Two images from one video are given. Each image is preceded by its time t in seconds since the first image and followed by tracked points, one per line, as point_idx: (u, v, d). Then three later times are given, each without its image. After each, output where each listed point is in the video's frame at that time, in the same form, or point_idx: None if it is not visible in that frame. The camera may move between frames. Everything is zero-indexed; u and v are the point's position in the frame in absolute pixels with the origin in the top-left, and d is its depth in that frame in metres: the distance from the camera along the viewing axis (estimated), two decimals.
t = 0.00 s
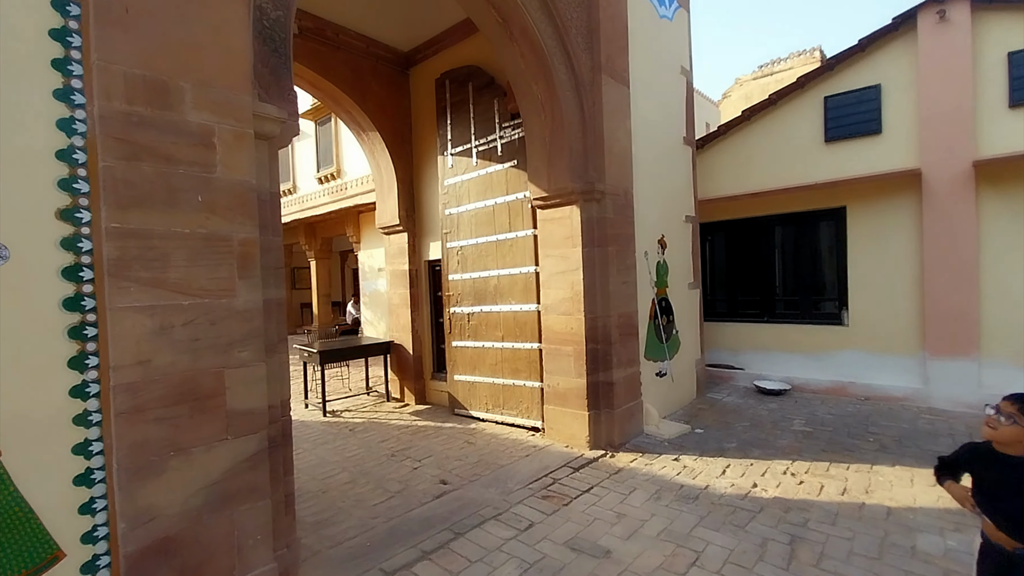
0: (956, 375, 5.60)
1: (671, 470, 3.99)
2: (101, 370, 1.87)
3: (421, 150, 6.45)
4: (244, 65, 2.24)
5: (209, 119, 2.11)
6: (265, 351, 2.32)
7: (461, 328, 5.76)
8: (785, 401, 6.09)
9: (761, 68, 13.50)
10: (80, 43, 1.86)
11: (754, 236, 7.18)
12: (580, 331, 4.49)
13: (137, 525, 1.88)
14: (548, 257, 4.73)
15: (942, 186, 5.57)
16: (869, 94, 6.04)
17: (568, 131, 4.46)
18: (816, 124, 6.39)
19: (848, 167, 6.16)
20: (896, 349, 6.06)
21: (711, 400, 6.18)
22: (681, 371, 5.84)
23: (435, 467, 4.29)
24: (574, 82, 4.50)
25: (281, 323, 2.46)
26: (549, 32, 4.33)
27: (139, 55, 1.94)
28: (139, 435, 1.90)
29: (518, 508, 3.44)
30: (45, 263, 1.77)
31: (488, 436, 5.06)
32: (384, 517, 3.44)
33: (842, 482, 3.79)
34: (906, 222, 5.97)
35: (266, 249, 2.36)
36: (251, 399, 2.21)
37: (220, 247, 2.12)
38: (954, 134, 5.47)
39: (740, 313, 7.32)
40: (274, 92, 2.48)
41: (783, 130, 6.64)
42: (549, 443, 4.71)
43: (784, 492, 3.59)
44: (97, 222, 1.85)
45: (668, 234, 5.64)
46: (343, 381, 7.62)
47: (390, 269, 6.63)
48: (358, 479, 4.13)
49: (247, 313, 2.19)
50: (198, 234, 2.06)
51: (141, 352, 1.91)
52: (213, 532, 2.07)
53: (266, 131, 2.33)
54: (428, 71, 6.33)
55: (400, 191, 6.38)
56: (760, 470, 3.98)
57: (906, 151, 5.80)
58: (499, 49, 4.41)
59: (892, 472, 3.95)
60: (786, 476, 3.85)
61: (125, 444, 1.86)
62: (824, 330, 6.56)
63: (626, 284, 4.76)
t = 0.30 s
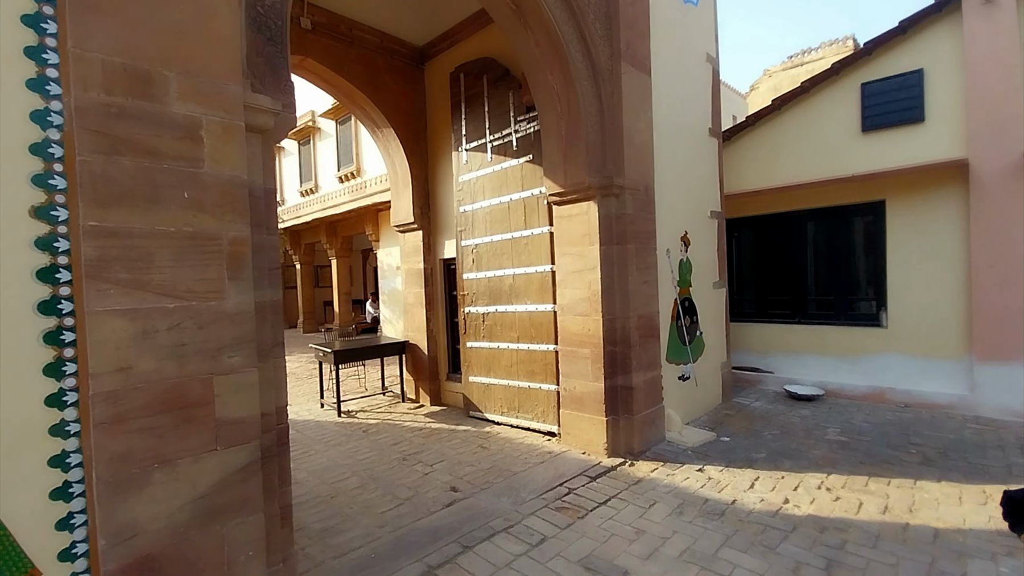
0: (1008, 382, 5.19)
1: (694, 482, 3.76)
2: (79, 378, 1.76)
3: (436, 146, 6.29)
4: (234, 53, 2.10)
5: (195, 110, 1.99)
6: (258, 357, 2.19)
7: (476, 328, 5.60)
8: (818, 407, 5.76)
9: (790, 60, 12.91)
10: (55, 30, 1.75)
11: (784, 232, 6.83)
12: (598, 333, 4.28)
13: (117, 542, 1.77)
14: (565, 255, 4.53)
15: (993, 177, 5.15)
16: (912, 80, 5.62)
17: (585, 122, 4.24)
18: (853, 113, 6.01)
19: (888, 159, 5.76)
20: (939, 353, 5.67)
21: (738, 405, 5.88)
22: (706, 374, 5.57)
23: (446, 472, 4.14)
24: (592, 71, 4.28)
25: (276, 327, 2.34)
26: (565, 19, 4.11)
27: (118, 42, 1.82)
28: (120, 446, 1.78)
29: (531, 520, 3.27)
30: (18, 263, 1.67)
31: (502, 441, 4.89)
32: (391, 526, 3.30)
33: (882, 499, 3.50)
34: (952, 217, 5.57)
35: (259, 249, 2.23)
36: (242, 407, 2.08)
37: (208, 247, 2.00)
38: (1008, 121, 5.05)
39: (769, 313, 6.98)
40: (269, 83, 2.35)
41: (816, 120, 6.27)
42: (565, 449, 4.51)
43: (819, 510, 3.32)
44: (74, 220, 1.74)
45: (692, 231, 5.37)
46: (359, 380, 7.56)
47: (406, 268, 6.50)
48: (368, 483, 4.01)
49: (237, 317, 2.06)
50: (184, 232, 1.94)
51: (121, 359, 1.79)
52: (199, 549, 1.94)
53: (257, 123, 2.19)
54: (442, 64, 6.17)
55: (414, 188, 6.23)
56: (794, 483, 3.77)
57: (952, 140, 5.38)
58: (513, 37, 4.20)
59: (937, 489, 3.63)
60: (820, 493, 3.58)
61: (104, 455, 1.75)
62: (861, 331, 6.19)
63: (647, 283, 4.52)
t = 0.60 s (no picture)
0: None
1: (722, 491, 3.51)
2: (52, 376, 1.63)
3: (450, 137, 6.10)
4: (223, 25, 1.95)
5: (179, 86, 1.84)
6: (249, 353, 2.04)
7: (490, 325, 5.42)
8: (853, 411, 5.42)
9: (818, 49, 12.28)
10: None
11: (816, 225, 6.51)
12: (618, 331, 4.04)
13: (92, 553, 1.63)
14: (583, 248, 4.30)
15: None
16: (957, 60, 5.23)
17: (604, 107, 4.01)
18: (892, 97, 5.64)
19: (931, 146, 5.35)
20: (987, 355, 5.32)
21: (767, 407, 5.58)
22: (732, 375, 5.28)
23: (458, 475, 3.96)
24: (612, 53, 4.05)
25: (271, 321, 2.18)
26: None
27: (94, 11, 1.68)
28: (96, 450, 1.65)
29: (545, 529, 3.07)
30: None
31: (517, 442, 4.69)
32: (398, 532, 3.14)
33: (929, 512, 3.21)
34: (1003, 208, 5.20)
35: (251, 237, 2.07)
36: (231, 409, 1.93)
37: (193, 234, 1.85)
38: None
39: (800, 311, 6.66)
40: (264, 61, 2.20)
41: (852, 105, 5.91)
42: (583, 452, 4.29)
43: (860, 525, 3.06)
44: (46, 204, 1.61)
45: (718, 224, 5.08)
46: (374, 377, 7.44)
47: (420, 263, 6.35)
48: (377, 485, 3.85)
49: (226, 310, 1.91)
50: (167, 218, 1.79)
51: (97, 356, 1.65)
52: (184, 561, 1.80)
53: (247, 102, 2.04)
54: (457, 53, 5.98)
55: (428, 182, 6.06)
56: (831, 493, 3.50)
57: (1002, 123, 4.97)
58: (528, 19, 3.99)
59: (992, 502, 3.32)
60: (862, 505, 3.32)
61: (77, 460, 1.61)
62: (900, 330, 5.83)
63: (670, 278, 4.26)
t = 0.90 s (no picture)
0: None
1: (751, 508, 3.26)
2: (11, 392, 1.47)
3: (461, 132, 5.89)
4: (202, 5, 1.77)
5: (153, 72, 1.67)
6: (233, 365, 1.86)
7: (503, 326, 5.22)
8: (890, 419, 5.08)
9: (845, 39, 11.65)
10: None
11: (848, 221, 6.18)
12: (637, 334, 3.80)
13: None
14: (601, 247, 4.06)
15: None
16: (1003, 42, 4.86)
17: (623, 97, 3.77)
18: (932, 83, 5.27)
19: (974, 135, 4.97)
20: None
21: (796, 414, 5.27)
22: (759, 380, 4.99)
23: (469, 485, 3.77)
24: (631, 38, 3.80)
25: (259, 329, 2.00)
26: None
27: None
28: (60, 474, 1.49)
29: (560, 549, 2.86)
30: None
31: (531, 449, 4.48)
32: (403, 549, 2.96)
33: (982, 536, 2.92)
34: None
35: (235, 238, 1.90)
36: (212, 427, 1.76)
37: (169, 235, 1.68)
38: None
39: (831, 311, 6.34)
40: (252, 47, 2.02)
41: (887, 93, 5.55)
42: (601, 461, 4.06)
43: (905, 550, 2.78)
44: (3, 202, 1.45)
45: (744, 220, 4.80)
46: (386, 379, 7.30)
47: (432, 262, 6.16)
48: (384, 496, 3.68)
49: (206, 318, 1.74)
50: (140, 217, 1.63)
51: (61, 370, 1.49)
52: None
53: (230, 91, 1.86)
54: (468, 44, 5.77)
55: (439, 178, 5.85)
56: (870, 512, 3.22)
57: None
58: (542, 4, 3.78)
59: None
60: (905, 527, 3.02)
61: (39, 486, 1.45)
62: (939, 332, 5.47)
63: (693, 278, 4.00)
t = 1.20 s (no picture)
0: None
1: (778, 523, 2.99)
2: None
3: (471, 123, 5.68)
4: None
5: (106, 47, 1.50)
6: (201, 371, 1.70)
7: (514, 325, 4.97)
8: (929, 424, 4.72)
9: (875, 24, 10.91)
10: None
11: (883, 213, 5.82)
12: (654, 334, 3.55)
13: None
14: (615, 240, 3.82)
15: None
16: None
17: (639, 79, 3.51)
18: (977, 62, 4.87)
19: None
20: None
21: (826, 419, 4.94)
22: (785, 382, 4.68)
23: (474, 492, 3.58)
24: (647, 16, 3.55)
25: (232, 331, 1.84)
26: None
27: None
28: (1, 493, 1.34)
29: (569, 566, 2.65)
30: None
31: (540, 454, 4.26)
32: (401, 563, 2.79)
33: None
34: None
35: (204, 231, 1.73)
36: (176, 439, 1.60)
37: (126, 228, 1.52)
38: None
39: (864, 309, 5.99)
40: (225, 22, 1.85)
41: (926, 74, 5.16)
42: (616, 468, 3.82)
43: None
44: None
45: (769, 211, 4.49)
46: (396, 378, 7.15)
47: (441, 259, 5.98)
48: (387, 503, 3.51)
49: (168, 319, 1.58)
50: (92, 208, 1.47)
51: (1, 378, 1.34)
52: None
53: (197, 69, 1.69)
54: (478, 32, 5.55)
55: (448, 172, 5.65)
56: (912, 530, 2.93)
57: None
58: None
59: None
60: (952, 548, 2.73)
61: None
62: (984, 331, 5.08)
63: (715, 274, 3.72)
